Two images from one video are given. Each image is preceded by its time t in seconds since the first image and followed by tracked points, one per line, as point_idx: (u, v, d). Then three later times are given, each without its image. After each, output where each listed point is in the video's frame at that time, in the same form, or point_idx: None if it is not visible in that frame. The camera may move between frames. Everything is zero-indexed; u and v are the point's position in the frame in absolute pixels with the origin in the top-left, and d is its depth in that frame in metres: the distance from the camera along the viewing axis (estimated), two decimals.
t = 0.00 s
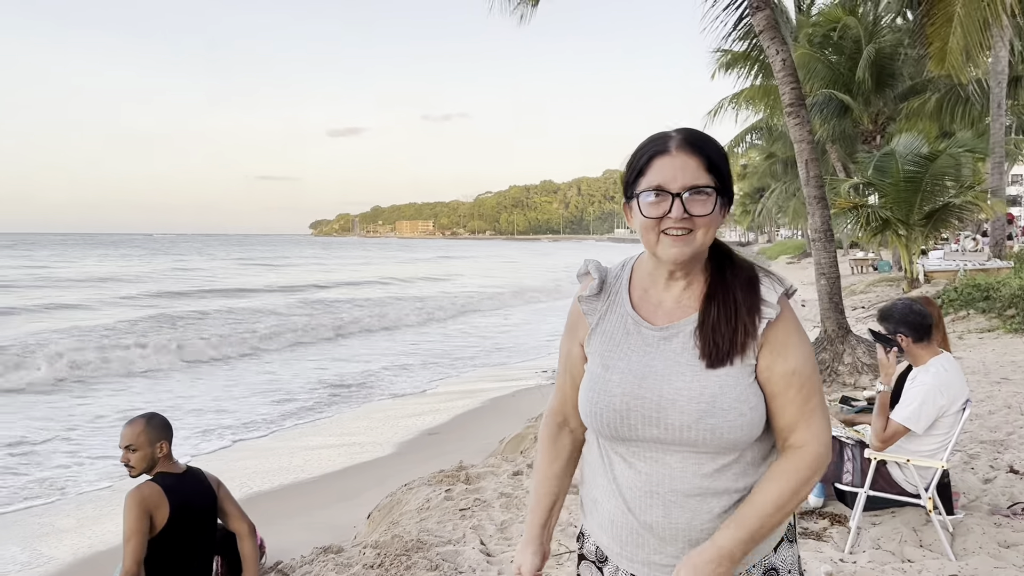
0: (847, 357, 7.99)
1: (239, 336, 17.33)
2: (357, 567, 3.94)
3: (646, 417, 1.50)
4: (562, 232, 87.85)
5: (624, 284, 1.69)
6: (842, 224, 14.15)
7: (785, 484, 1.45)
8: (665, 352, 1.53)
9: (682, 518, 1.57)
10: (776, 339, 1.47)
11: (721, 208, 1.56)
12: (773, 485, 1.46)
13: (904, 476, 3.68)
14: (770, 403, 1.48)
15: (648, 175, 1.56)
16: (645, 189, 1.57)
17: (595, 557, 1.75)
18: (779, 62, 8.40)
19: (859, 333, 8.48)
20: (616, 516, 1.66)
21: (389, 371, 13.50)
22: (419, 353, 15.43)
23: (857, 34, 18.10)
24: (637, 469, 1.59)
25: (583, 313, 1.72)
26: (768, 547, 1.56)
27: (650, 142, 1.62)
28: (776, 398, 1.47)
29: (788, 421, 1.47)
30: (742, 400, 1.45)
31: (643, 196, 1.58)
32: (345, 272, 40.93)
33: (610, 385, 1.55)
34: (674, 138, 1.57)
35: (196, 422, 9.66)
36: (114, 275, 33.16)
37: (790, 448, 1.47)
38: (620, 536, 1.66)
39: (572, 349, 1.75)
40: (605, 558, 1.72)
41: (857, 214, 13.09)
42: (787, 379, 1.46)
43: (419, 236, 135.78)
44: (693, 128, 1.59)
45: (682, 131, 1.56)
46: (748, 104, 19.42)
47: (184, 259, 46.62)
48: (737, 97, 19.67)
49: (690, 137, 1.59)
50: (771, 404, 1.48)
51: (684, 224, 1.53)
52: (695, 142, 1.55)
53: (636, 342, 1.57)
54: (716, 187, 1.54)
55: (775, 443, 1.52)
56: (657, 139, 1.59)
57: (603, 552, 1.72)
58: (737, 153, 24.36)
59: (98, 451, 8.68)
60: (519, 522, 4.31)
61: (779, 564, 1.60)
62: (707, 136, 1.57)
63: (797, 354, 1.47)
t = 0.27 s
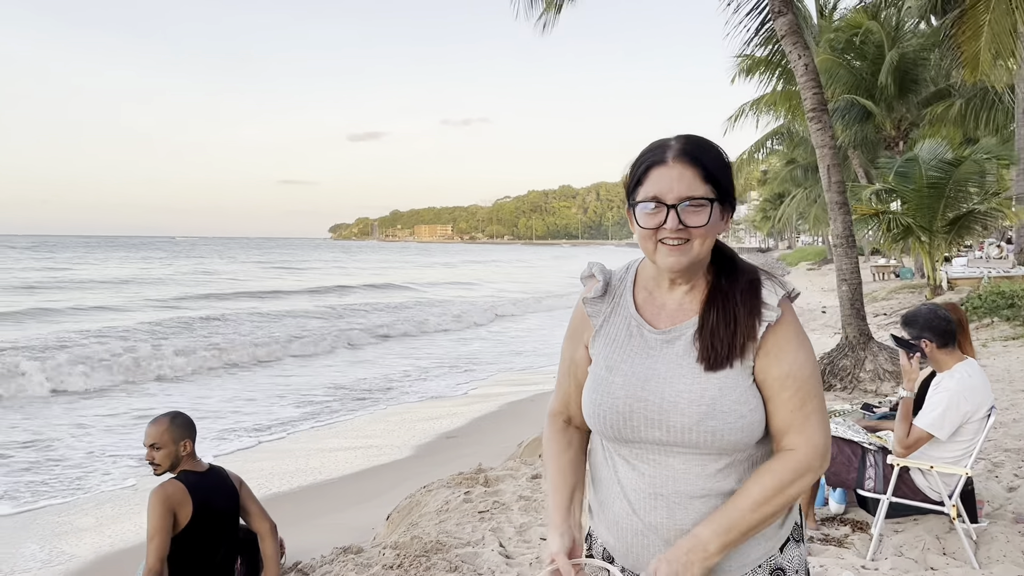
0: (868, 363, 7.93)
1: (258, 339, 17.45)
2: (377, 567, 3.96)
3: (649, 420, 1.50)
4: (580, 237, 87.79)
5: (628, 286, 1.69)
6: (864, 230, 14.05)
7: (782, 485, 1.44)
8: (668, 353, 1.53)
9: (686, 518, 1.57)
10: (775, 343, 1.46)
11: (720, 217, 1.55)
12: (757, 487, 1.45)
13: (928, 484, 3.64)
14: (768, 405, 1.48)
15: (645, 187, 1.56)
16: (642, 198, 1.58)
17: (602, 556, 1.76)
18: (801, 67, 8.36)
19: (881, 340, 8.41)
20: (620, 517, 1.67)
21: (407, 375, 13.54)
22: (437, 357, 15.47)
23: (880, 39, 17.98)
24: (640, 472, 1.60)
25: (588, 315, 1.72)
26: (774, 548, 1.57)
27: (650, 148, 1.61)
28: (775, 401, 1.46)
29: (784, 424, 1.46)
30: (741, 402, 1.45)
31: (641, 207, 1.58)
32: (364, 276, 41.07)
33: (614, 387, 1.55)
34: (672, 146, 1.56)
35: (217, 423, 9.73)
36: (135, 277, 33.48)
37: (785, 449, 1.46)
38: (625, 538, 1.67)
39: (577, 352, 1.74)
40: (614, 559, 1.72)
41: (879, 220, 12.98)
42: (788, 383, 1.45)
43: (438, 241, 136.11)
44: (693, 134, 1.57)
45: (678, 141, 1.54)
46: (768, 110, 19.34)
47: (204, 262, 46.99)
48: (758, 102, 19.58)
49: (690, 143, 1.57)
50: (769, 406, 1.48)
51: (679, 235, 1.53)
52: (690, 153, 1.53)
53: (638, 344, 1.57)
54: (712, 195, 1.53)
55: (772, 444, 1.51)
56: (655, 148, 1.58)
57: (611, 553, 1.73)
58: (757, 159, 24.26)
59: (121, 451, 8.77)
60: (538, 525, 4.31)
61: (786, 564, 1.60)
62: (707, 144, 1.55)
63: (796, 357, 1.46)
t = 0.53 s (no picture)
0: (881, 368, 7.90)
1: (271, 339, 17.52)
2: (387, 564, 3.99)
3: (654, 414, 1.51)
4: (592, 240, 87.77)
5: (632, 283, 1.69)
6: (878, 235, 14.00)
7: (786, 478, 1.46)
8: (672, 350, 1.54)
9: (690, 513, 1.58)
10: (777, 340, 1.49)
11: (720, 224, 1.53)
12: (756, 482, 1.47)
13: (939, 487, 3.63)
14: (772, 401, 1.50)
15: (645, 198, 1.54)
16: (642, 207, 1.56)
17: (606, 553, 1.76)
18: (815, 70, 8.35)
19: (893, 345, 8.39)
20: (624, 513, 1.68)
21: (418, 376, 13.58)
22: (448, 359, 15.50)
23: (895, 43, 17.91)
24: (645, 467, 1.61)
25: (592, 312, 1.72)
26: (776, 543, 1.58)
27: (649, 153, 1.57)
28: (779, 396, 1.48)
29: (788, 418, 1.47)
30: (746, 397, 1.47)
31: (642, 217, 1.56)
32: (376, 277, 41.19)
33: (619, 382, 1.56)
34: (671, 153, 1.52)
35: (230, 422, 9.80)
36: (149, 277, 33.72)
37: (789, 443, 1.48)
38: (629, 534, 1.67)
39: (582, 348, 1.74)
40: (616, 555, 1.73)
41: (893, 225, 12.93)
42: (792, 380, 1.47)
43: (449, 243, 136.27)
44: (692, 138, 1.53)
45: (677, 151, 1.50)
46: (782, 114, 19.29)
47: (218, 263, 47.26)
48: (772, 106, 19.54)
49: (689, 147, 1.53)
50: (772, 401, 1.50)
51: (679, 247, 1.52)
52: (688, 163, 1.50)
53: (643, 341, 1.58)
54: (712, 205, 1.51)
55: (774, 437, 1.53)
56: (655, 154, 1.54)
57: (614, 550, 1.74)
58: (771, 163, 24.19)
59: (135, 449, 8.84)
60: (548, 524, 4.32)
61: (789, 559, 1.62)
62: (704, 149, 1.51)
63: (798, 356, 1.48)
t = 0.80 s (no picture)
0: (886, 370, 7.90)
1: (276, 337, 17.56)
2: (390, 560, 4.00)
3: (666, 410, 1.51)
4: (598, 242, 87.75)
5: (643, 277, 1.67)
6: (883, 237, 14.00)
7: (796, 477, 1.47)
8: (684, 346, 1.53)
9: (699, 509, 1.59)
10: (787, 340, 1.50)
11: (743, 230, 1.53)
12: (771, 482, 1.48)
13: (942, 487, 3.63)
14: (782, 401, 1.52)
15: (674, 202, 1.50)
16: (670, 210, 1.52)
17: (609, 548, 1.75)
18: (821, 71, 8.34)
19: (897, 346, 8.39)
20: (632, 509, 1.68)
21: (424, 376, 13.61)
22: (453, 359, 15.52)
23: (902, 45, 17.89)
24: (653, 463, 1.61)
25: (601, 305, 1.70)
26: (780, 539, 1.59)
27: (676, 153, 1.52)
28: (789, 395, 1.49)
29: (796, 418, 1.49)
30: (758, 395, 1.48)
31: (669, 219, 1.53)
32: (381, 277, 41.24)
33: (630, 378, 1.55)
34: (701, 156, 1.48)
35: (235, 419, 9.84)
36: (155, 275, 33.86)
37: (795, 443, 1.49)
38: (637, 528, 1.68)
39: (590, 341, 1.71)
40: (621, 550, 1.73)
41: (899, 227, 12.91)
42: (803, 381, 1.48)
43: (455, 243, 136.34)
44: (720, 141, 1.49)
45: (710, 156, 1.46)
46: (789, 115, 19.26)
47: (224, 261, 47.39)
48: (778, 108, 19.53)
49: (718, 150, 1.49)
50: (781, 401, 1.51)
51: (703, 253, 1.51)
52: (719, 169, 1.47)
53: (654, 336, 1.57)
54: (739, 212, 1.49)
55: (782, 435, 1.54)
56: (683, 155, 1.50)
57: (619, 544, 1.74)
58: (777, 166, 24.17)
59: (141, 445, 8.88)
60: (551, 522, 4.33)
61: (793, 553, 1.63)
62: (733, 153, 1.48)
63: (810, 356, 1.49)
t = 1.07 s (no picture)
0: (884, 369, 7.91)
1: (275, 334, 17.57)
2: (388, 555, 4.01)
3: (681, 407, 1.52)
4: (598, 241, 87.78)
5: (652, 271, 1.64)
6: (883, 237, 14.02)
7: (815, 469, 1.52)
8: (698, 343, 1.54)
9: (710, 503, 1.60)
10: (800, 333, 1.53)
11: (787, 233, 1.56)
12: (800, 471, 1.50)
13: (938, 485, 3.65)
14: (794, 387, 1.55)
15: (750, 216, 1.45)
16: (743, 227, 1.46)
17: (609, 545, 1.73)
18: (821, 70, 8.34)
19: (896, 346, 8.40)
20: (637, 506, 1.67)
21: (423, 373, 13.62)
22: (452, 357, 15.54)
23: (902, 45, 17.90)
24: (663, 459, 1.61)
25: (607, 298, 1.66)
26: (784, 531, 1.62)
27: (739, 165, 1.47)
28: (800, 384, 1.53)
29: (814, 410, 1.52)
30: (773, 390, 1.50)
31: (739, 234, 1.47)
32: (381, 275, 41.26)
33: (645, 375, 1.54)
34: (770, 166, 1.47)
35: (233, 416, 9.84)
36: (154, 272, 33.88)
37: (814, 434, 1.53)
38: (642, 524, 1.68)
39: (597, 336, 1.66)
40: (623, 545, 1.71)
41: (898, 227, 12.92)
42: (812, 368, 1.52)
43: (455, 242, 136.37)
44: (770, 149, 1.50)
45: (779, 167, 1.46)
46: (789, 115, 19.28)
47: (224, 259, 47.40)
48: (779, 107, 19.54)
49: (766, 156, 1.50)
50: (795, 393, 1.55)
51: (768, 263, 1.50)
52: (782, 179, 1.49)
53: (667, 332, 1.57)
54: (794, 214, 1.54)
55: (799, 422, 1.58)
56: (752, 167, 1.46)
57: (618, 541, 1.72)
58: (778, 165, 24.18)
59: (140, 441, 8.89)
60: (548, 519, 4.34)
61: (794, 543, 1.65)
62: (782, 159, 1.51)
63: (820, 345, 1.53)
